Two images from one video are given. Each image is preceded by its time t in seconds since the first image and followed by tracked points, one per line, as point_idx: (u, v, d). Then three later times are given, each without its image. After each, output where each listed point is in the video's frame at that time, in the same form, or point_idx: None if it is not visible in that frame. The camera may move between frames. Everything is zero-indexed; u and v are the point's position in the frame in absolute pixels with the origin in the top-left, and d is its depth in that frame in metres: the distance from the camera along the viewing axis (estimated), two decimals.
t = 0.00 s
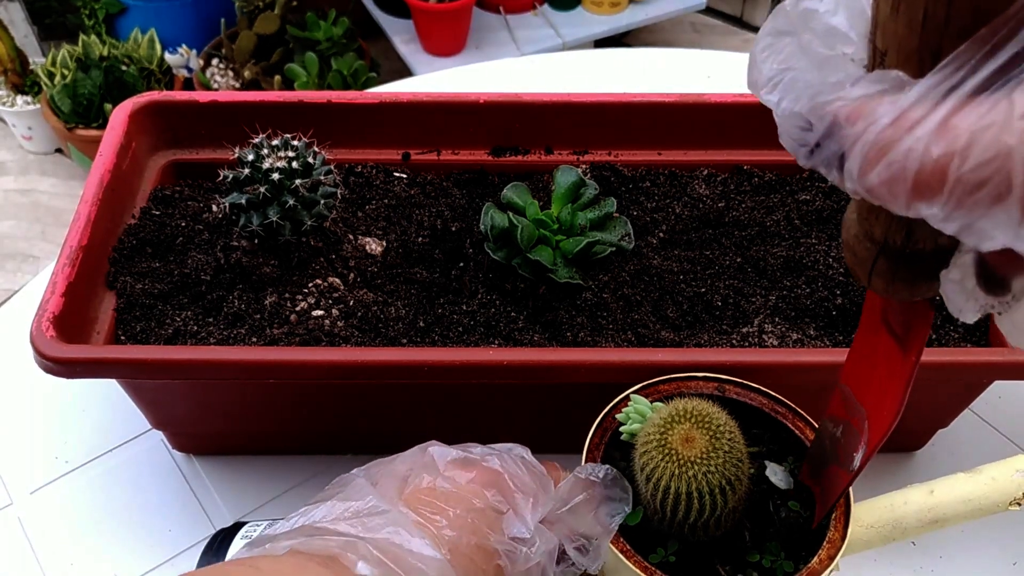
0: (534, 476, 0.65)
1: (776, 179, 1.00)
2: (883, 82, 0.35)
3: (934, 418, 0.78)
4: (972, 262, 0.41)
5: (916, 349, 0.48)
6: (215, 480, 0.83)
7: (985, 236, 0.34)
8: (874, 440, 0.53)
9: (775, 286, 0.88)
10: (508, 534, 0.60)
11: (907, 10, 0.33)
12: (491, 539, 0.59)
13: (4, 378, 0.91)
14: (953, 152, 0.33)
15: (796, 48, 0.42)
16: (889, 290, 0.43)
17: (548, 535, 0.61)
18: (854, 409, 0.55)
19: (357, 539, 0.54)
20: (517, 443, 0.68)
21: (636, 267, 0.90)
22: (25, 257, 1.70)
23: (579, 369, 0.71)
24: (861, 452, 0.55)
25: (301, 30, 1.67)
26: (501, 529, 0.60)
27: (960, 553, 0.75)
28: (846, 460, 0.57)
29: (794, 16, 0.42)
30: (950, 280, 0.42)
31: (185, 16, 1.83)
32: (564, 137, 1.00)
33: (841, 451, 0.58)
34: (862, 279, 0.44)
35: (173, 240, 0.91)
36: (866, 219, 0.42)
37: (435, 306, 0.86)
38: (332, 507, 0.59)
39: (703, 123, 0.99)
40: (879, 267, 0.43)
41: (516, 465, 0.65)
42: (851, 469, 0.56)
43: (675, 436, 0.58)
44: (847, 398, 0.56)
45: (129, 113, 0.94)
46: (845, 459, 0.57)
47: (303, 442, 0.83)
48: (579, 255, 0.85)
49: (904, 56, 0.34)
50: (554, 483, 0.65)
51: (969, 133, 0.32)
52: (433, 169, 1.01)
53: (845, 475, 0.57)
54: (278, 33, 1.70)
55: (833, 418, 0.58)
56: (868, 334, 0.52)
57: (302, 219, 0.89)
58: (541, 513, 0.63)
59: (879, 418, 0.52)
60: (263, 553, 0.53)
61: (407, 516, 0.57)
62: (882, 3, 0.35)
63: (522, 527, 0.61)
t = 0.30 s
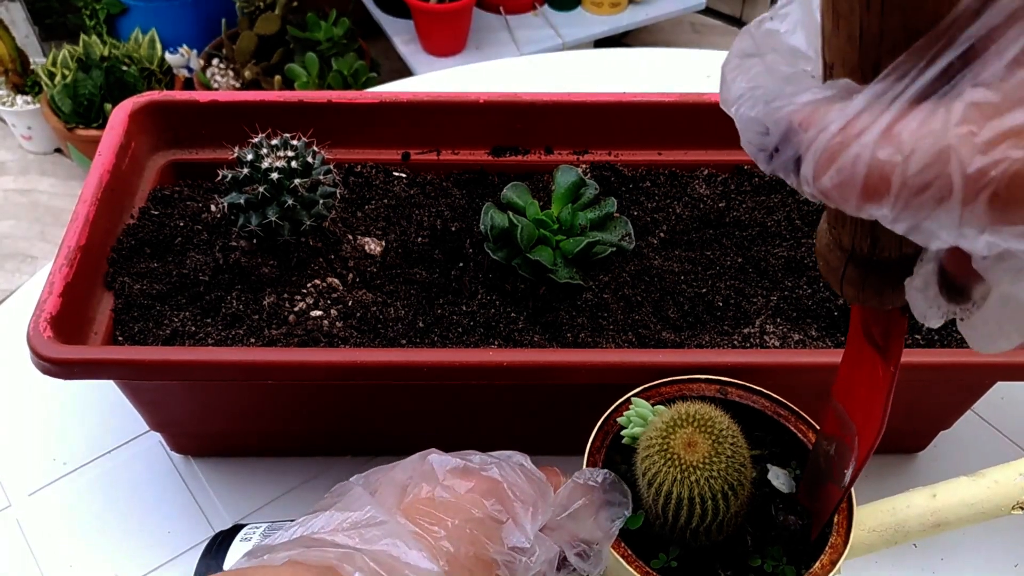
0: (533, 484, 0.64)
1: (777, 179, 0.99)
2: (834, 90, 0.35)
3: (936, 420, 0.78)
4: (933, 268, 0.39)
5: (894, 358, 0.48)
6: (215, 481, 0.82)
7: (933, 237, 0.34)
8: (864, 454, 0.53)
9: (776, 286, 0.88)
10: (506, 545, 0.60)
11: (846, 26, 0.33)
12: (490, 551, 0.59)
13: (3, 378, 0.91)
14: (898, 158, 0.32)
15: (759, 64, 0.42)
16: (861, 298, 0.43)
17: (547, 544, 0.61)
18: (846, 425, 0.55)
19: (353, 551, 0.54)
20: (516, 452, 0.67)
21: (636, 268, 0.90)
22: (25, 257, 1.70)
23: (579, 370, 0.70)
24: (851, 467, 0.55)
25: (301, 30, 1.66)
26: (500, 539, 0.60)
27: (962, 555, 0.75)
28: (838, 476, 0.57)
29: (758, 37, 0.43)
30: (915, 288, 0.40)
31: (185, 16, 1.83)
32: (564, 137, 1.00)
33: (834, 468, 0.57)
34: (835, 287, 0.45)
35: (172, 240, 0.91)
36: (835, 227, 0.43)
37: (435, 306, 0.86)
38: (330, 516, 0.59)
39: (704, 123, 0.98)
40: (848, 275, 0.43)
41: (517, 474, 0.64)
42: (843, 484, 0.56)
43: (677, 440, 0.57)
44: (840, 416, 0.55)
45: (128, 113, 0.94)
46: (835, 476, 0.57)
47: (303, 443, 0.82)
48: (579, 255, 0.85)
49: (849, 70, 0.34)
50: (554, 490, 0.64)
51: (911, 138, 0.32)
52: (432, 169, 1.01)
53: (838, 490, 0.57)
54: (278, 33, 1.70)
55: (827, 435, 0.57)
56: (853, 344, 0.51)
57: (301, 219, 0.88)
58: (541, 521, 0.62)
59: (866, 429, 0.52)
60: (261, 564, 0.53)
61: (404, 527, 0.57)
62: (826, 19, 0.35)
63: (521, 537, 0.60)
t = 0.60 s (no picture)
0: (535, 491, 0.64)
1: (777, 179, 0.99)
2: (881, 108, 0.37)
3: (934, 420, 0.78)
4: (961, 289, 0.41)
5: (905, 379, 0.48)
6: (216, 480, 0.82)
7: (977, 245, 0.36)
8: (863, 475, 0.54)
9: (776, 287, 0.88)
10: (508, 551, 0.59)
11: (902, 43, 0.34)
12: (491, 557, 0.59)
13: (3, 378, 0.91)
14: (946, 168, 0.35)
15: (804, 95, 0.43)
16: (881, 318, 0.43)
17: (548, 550, 0.60)
18: (847, 447, 0.55)
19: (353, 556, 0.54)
20: (517, 458, 0.67)
21: (636, 268, 0.90)
22: (24, 256, 1.70)
23: (580, 370, 0.70)
24: (849, 486, 0.55)
25: (301, 30, 1.66)
26: (500, 545, 0.59)
27: (962, 556, 0.75)
28: (833, 495, 0.57)
29: (801, 82, 0.43)
30: (939, 306, 0.41)
31: (185, 15, 1.83)
32: (564, 137, 1.00)
33: (830, 488, 0.58)
34: (857, 304, 0.45)
35: (172, 240, 0.91)
36: (863, 243, 0.43)
37: (435, 306, 0.86)
38: (333, 522, 0.59)
39: (704, 123, 0.98)
40: (872, 292, 0.43)
41: (519, 481, 0.64)
42: (839, 503, 0.56)
43: (681, 444, 0.57)
44: (840, 437, 0.56)
45: (128, 114, 0.94)
46: (833, 495, 0.57)
47: (303, 443, 0.82)
48: (579, 255, 0.85)
49: (899, 89, 0.36)
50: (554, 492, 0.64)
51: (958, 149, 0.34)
52: (432, 169, 1.01)
53: (832, 508, 0.57)
54: (277, 32, 1.70)
55: (825, 455, 0.58)
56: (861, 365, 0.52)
57: (301, 219, 0.88)
58: (541, 526, 0.62)
59: (868, 448, 0.53)
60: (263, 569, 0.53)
61: (405, 534, 0.57)
62: (881, 38, 0.35)
63: (523, 543, 0.60)
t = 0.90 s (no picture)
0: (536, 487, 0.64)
1: (776, 178, 0.99)
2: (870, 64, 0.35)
3: (934, 420, 0.78)
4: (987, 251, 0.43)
5: (896, 358, 0.49)
6: (216, 478, 0.83)
7: (969, 193, 0.34)
8: (857, 460, 0.54)
9: (775, 285, 0.88)
10: (509, 549, 0.60)
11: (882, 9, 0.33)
12: (492, 556, 0.59)
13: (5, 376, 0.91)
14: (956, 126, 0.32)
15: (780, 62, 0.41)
16: (870, 297, 0.44)
17: (549, 546, 0.61)
18: (840, 436, 0.56)
19: (356, 552, 0.55)
20: (520, 456, 0.68)
21: (636, 266, 0.90)
22: (25, 256, 1.71)
23: (579, 368, 0.70)
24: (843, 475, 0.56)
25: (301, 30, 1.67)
26: (502, 543, 0.60)
27: (960, 552, 0.75)
28: (826, 486, 0.58)
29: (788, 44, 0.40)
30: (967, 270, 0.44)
31: (185, 15, 1.83)
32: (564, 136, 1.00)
33: (824, 478, 0.58)
34: (844, 283, 0.45)
35: (173, 239, 0.91)
36: (848, 222, 0.43)
37: (435, 305, 0.86)
38: (336, 519, 0.60)
39: (703, 122, 0.99)
40: (859, 270, 0.43)
41: (521, 479, 0.65)
42: (834, 492, 0.57)
43: (676, 434, 0.57)
44: (833, 426, 0.56)
45: (128, 113, 0.94)
46: (827, 486, 0.58)
47: (304, 441, 0.83)
48: (579, 254, 0.85)
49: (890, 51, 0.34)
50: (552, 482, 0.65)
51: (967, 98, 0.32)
52: (433, 168, 1.01)
53: (825, 498, 0.58)
54: (278, 32, 1.70)
55: (818, 447, 0.59)
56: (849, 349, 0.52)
57: (302, 218, 0.89)
58: (542, 521, 0.62)
59: (858, 435, 0.53)
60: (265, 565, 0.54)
61: (408, 532, 0.58)
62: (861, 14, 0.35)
63: (524, 540, 0.60)
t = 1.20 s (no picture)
0: (538, 496, 0.64)
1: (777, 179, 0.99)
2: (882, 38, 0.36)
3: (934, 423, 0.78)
4: None
5: (933, 373, 0.47)
6: (216, 479, 0.83)
7: None
8: (869, 471, 0.54)
9: (776, 286, 0.88)
10: (511, 559, 0.59)
11: None
12: (494, 566, 0.59)
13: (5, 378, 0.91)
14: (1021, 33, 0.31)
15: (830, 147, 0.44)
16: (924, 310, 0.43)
17: (551, 555, 0.60)
18: (849, 445, 0.56)
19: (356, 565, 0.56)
20: (521, 466, 0.67)
21: (636, 268, 0.90)
22: (26, 256, 1.71)
23: (579, 370, 0.70)
24: (853, 485, 0.55)
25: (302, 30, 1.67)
26: (504, 553, 0.60)
27: (961, 555, 0.75)
28: (835, 495, 0.57)
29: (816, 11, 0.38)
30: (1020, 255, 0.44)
31: (185, 15, 1.83)
32: (564, 137, 1.00)
33: (829, 488, 0.58)
34: (897, 296, 0.45)
35: (173, 240, 0.91)
36: (908, 234, 0.42)
37: (435, 306, 0.86)
38: (336, 530, 0.59)
39: (704, 123, 0.98)
40: (915, 283, 0.43)
41: (523, 488, 0.64)
42: (840, 502, 0.57)
43: (680, 442, 0.57)
44: (841, 435, 0.56)
45: (129, 114, 0.94)
46: (833, 496, 0.57)
47: (303, 442, 0.83)
48: (579, 255, 0.85)
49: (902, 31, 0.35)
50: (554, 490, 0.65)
51: None
52: (433, 169, 1.01)
53: (834, 509, 0.57)
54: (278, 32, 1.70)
55: (824, 455, 0.59)
56: (879, 358, 0.51)
57: (302, 219, 0.89)
58: (545, 529, 0.62)
59: (878, 445, 0.52)
60: None
61: (408, 544, 0.58)
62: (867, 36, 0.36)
63: (526, 550, 0.60)
